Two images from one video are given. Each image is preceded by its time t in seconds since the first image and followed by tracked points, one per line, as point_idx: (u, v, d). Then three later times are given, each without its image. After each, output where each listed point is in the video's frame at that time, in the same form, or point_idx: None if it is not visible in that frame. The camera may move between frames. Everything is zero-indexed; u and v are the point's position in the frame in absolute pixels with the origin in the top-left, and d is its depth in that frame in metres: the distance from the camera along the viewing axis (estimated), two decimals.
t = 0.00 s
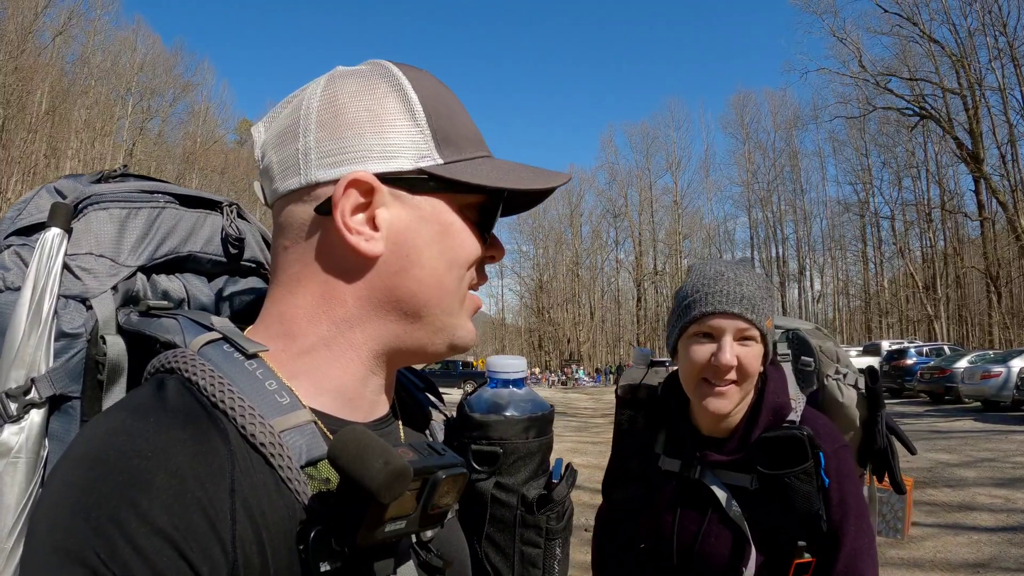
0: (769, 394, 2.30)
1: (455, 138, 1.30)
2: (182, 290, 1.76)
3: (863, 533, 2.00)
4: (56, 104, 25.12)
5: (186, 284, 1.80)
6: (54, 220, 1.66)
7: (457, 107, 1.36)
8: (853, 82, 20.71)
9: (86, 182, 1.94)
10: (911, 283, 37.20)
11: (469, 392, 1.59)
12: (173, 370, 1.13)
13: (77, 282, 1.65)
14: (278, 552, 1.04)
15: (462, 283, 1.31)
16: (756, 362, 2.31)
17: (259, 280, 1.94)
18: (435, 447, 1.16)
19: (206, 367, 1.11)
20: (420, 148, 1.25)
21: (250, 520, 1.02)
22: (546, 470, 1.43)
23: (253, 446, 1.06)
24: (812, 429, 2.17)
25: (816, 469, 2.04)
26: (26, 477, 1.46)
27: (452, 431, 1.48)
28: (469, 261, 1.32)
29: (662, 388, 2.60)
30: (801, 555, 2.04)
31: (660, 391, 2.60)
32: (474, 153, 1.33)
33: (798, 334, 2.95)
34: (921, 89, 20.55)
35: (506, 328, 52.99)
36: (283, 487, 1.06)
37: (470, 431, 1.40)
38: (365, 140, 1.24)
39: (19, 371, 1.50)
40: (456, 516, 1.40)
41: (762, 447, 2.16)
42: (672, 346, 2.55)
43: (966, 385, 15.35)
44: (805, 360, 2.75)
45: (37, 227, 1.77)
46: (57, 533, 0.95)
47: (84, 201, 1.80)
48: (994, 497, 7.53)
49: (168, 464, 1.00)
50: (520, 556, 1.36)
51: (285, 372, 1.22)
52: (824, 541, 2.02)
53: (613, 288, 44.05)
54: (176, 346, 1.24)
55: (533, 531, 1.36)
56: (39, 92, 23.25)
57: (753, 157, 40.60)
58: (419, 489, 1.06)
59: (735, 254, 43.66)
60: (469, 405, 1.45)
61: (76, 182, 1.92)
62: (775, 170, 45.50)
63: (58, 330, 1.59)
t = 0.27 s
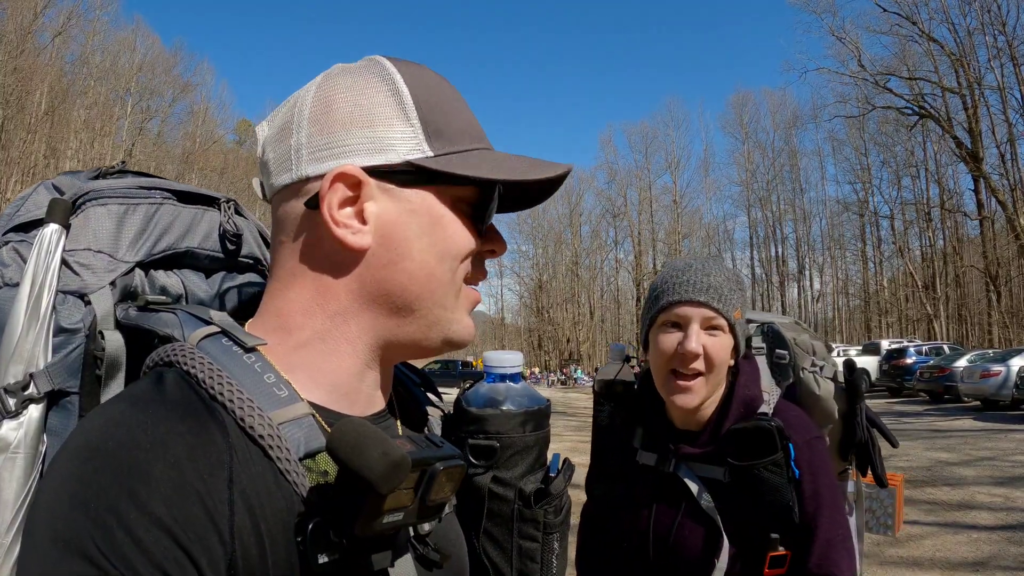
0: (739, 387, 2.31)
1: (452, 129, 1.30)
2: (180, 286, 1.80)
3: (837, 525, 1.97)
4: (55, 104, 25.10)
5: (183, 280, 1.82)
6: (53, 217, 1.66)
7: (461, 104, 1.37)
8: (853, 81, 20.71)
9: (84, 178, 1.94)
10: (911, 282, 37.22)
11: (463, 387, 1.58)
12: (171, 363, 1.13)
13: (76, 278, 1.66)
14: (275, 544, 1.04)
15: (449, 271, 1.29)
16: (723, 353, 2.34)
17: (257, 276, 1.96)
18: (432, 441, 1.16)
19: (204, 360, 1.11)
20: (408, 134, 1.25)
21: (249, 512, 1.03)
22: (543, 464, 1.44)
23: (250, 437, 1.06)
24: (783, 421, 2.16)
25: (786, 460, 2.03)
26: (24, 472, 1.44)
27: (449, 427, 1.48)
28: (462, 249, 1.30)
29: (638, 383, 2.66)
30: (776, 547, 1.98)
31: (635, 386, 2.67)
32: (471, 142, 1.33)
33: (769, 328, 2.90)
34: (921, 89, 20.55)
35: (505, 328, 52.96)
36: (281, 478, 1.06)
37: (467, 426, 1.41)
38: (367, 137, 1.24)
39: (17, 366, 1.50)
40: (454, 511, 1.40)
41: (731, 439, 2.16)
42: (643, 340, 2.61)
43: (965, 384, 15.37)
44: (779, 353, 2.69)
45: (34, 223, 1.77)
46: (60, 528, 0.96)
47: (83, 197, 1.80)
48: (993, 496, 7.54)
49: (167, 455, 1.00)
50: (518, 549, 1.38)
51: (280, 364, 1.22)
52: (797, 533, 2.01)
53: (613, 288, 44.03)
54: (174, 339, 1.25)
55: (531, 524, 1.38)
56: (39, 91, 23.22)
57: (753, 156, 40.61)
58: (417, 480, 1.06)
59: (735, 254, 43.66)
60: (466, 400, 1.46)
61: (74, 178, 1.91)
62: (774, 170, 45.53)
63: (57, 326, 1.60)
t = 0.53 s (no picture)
0: (717, 387, 2.29)
1: (358, 104, 1.16)
2: (183, 290, 1.79)
3: (816, 527, 1.94)
4: (54, 105, 25.08)
5: (186, 285, 1.83)
6: (55, 218, 1.65)
7: (381, 66, 1.21)
8: (852, 80, 20.68)
9: (88, 180, 1.94)
10: (910, 281, 37.19)
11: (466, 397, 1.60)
12: (173, 367, 1.13)
13: (78, 280, 1.67)
14: (275, 548, 1.03)
15: (367, 264, 1.16)
16: (701, 354, 2.34)
17: (259, 281, 1.99)
18: (434, 449, 1.15)
19: (205, 364, 1.12)
20: (314, 133, 1.19)
21: (248, 518, 1.01)
22: (547, 473, 1.43)
23: (250, 443, 1.06)
24: (760, 422, 2.14)
25: (761, 460, 2.02)
26: (23, 475, 1.46)
27: (453, 433, 1.48)
28: (383, 239, 1.18)
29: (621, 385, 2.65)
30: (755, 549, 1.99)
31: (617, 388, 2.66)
32: (374, 108, 1.15)
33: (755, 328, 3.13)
34: (920, 89, 20.52)
35: (505, 328, 52.96)
36: (281, 485, 1.06)
37: (471, 434, 1.40)
38: (313, 132, 1.19)
39: (17, 368, 1.50)
40: (455, 520, 1.39)
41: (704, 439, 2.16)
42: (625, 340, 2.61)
43: (965, 383, 15.36)
44: (762, 352, 2.92)
45: (37, 225, 1.77)
46: (60, 535, 0.92)
47: (86, 199, 1.80)
48: (994, 496, 7.53)
49: (166, 461, 0.99)
50: (519, 561, 1.35)
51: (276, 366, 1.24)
52: (775, 533, 1.99)
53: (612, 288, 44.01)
54: (175, 344, 1.24)
55: (533, 535, 1.35)
56: (37, 91, 23.14)
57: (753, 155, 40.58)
58: (418, 489, 1.05)
59: (734, 253, 43.62)
60: (469, 408, 1.46)
61: (78, 179, 1.91)
62: (774, 169, 45.49)
63: (58, 328, 1.59)
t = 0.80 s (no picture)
0: (717, 389, 2.29)
1: (313, 109, 1.14)
2: (186, 296, 1.84)
3: (820, 524, 1.95)
4: (53, 106, 25.08)
5: (189, 291, 1.88)
6: (59, 227, 1.72)
7: (337, 66, 1.19)
8: (851, 80, 20.67)
9: (92, 188, 2.00)
10: (909, 280, 37.19)
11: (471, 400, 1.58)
12: (172, 375, 1.13)
13: (81, 286, 1.69)
14: (273, 556, 1.02)
15: (341, 276, 1.15)
16: (699, 355, 2.32)
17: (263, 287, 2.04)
18: (433, 454, 1.14)
19: (202, 372, 1.12)
20: (276, 145, 1.18)
21: (245, 524, 1.01)
22: (550, 479, 1.42)
23: (247, 449, 1.06)
24: (760, 423, 2.16)
25: (761, 460, 2.04)
26: (29, 479, 1.48)
27: (456, 438, 1.46)
28: (357, 248, 1.16)
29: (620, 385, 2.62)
30: (756, 548, 1.99)
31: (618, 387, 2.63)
32: (332, 107, 1.12)
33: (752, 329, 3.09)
34: (919, 87, 20.51)
35: (504, 328, 52.95)
36: (279, 492, 1.05)
37: (473, 439, 1.39)
38: (278, 142, 1.19)
39: (22, 375, 1.53)
40: (457, 524, 1.39)
41: (704, 441, 2.17)
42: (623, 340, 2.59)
43: (965, 382, 15.37)
44: (761, 354, 2.90)
45: (41, 232, 1.81)
46: (59, 540, 0.91)
47: (90, 208, 1.88)
48: (994, 495, 7.52)
49: (164, 468, 0.99)
50: (522, 565, 1.34)
51: (271, 370, 1.25)
52: (776, 532, 2.00)
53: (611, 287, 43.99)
54: (175, 351, 1.25)
55: (535, 540, 1.34)
56: (37, 93, 23.13)
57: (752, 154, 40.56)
58: (416, 494, 1.03)
59: (733, 253, 43.62)
60: (472, 413, 1.42)
61: (82, 188, 1.98)
62: (773, 168, 45.48)
63: (62, 335, 1.61)
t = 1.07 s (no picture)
0: (734, 389, 2.31)
1: (323, 120, 1.14)
2: (195, 300, 1.82)
3: (835, 518, 2.03)
4: (50, 106, 25.02)
5: (197, 295, 1.85)
6: (66, 231, 1.72)
7: (345, 75, 1.18)
8: (849, 78, 20.67)
9: (98, 193, 1.99)
10: (907, 278, 37.22)
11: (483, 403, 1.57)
12: (182, 382, 1.13)
13: (89, 291, 1.71)
14: (283, 558, 1.02)
15: (356, 291, 1.14)
16: (714, 356, 2.33)
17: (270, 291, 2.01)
18: (449, 461, 1.13)
19: (215, 380, 1.12)
20: (285, 158, 1.17)
21: (256, 532, 1.01)
22: (559, 481, 1.43)
23: (257, 456, 1.06)
24: (778, 422, 2.20)
25: (782, 459, 2.07)
26: (37, 484, 1.49)
27: (465, 441, 1.45)
28: (368, 260, 1.16)
29: (631, 387, 2.60)
30: (774, 545, 2.03)
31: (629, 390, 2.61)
32: (342, 122, 1.12)
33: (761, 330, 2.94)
34: (916, 86, 20.53)
35: (503, 327, 52.91)
36: (291, 499, 1.05)
37: (482, 443, 1.38)
38: (288, 150, 1.18)
39: (30, 381, 1.53)
40: (468, 526, 1.39)
41: (727, 440, 2.19)
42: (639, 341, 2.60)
43: (963, 381, 15.40)
44: (771, 356, 2.78)
45: (48, 237, 1.82)
46: (66, 547, 0.90)
47: (97, 212, 1.86)
48: (994, 493, 7.54)
49: (174, 478, 0.98)
50: (532, 567, 1.35)
51: (283, 378, 1.25)
52: (795, 530, 2.04)
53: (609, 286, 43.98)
54: (186, 359, 1.25)
55: (544, 543, 1.35)
56: (33, 93, 23.09)
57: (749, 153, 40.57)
58: (432, 501, 1.03)
59: (731, 251, 43.63)
60: (481, 418, 1.41)
61: (89, 193, 1.96)
62: (770, 167, 45.51)
63: (69, 340, 1.63)
